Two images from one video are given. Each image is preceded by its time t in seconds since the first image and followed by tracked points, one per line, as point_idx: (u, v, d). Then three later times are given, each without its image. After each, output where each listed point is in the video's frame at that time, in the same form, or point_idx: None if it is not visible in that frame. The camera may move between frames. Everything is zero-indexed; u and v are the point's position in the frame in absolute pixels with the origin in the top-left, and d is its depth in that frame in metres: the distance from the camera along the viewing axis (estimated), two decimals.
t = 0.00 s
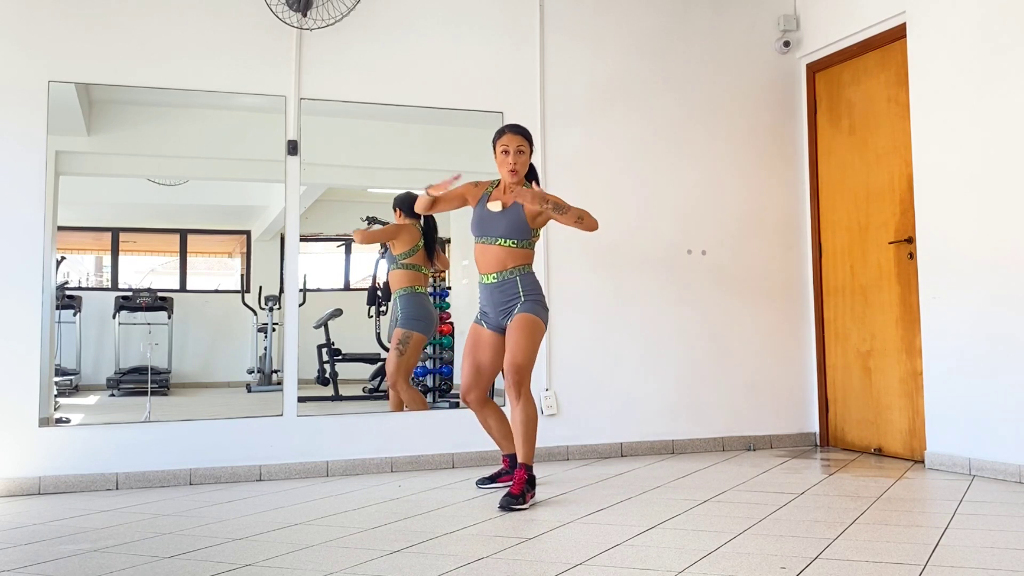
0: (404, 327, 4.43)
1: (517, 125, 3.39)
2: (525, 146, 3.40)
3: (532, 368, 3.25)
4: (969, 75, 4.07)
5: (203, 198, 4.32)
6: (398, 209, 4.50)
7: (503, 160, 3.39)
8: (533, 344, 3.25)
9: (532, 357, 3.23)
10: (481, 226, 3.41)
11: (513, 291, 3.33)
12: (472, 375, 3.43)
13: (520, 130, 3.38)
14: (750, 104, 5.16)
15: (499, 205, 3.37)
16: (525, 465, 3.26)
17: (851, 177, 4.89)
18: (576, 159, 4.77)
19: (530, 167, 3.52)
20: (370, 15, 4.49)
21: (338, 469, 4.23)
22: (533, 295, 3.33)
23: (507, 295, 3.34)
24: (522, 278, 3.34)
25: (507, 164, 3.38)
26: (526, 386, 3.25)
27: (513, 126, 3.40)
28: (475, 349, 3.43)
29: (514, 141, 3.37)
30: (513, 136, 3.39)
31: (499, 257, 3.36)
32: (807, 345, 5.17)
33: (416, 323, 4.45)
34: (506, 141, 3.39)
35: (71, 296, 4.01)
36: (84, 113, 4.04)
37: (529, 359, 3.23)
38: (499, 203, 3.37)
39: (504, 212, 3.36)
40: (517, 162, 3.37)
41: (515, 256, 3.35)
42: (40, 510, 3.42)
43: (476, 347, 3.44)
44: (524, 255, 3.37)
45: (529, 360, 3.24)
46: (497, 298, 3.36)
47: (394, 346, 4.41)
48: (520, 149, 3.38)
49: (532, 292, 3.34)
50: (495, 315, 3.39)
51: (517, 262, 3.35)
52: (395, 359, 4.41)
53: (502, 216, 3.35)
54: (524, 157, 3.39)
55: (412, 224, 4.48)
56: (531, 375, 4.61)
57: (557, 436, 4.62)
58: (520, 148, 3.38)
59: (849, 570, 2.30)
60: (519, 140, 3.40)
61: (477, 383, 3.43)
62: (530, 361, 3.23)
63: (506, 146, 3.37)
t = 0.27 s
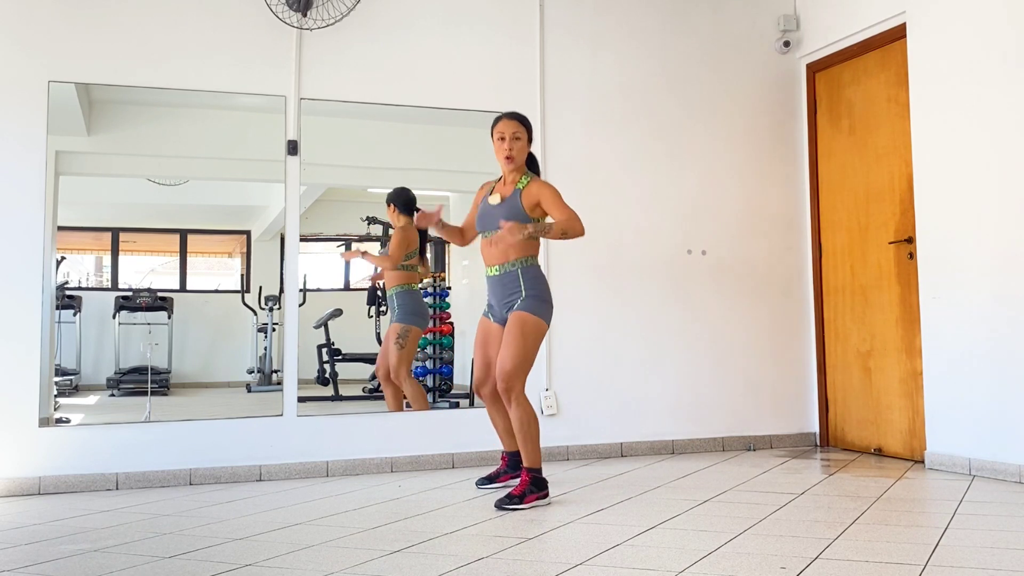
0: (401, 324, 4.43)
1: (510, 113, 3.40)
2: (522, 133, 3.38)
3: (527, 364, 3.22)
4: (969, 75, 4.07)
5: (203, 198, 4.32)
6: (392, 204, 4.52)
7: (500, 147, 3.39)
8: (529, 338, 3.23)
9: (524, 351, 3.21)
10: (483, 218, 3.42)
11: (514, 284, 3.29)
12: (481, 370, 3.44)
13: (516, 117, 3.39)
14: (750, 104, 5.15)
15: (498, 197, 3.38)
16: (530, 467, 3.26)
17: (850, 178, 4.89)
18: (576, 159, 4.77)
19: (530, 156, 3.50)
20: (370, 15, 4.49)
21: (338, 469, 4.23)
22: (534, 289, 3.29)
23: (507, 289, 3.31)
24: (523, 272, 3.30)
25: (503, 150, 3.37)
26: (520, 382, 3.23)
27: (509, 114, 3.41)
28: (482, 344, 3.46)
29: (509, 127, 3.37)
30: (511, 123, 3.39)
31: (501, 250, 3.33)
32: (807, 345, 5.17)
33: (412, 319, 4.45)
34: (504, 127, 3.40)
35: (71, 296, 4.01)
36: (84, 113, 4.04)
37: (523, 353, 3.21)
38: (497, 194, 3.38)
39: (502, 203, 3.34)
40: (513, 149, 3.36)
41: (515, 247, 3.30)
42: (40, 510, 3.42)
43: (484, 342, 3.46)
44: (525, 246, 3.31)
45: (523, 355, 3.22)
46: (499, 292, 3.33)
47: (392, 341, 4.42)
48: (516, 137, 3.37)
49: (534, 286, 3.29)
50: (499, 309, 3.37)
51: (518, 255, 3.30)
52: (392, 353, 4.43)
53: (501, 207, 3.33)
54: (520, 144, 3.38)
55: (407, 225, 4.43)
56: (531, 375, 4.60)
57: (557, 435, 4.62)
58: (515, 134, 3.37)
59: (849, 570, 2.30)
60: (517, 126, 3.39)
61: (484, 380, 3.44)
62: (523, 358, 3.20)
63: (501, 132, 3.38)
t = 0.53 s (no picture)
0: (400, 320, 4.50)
1: (503, 98, 3.37)
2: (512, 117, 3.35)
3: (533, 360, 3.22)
4: (969, 74, 4.07)
5: (203, 197, 4.31)
6: (383, 200, 4.51)
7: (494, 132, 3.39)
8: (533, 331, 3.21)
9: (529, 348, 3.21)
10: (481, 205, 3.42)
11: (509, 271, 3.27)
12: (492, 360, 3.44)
13: (508, 101, 3.36)
14: (750, 104, 5.15)
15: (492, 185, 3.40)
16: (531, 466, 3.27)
17: (851, 177, 4.89)
18: (576, 159, 4.77)
19: (528, 140, 3.46)
20: (370, 15, 4.49)
21: (338, 469, 4.23)
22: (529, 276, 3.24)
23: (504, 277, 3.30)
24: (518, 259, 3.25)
25: (494, 136, 3.36)
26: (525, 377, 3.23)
27: (504, 98, 3.38)
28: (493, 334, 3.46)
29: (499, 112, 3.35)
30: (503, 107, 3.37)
31: (495, 239, 3.34)
32: (807, 345, 5.17)
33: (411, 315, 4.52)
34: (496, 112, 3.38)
35: (71, 296, 4.01)
36: (84, 113, 4.04)
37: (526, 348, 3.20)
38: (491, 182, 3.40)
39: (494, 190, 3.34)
40: (504, 134, 3.33)
41: (507, 235, 3.29)
42: (40, 510, 3.42)
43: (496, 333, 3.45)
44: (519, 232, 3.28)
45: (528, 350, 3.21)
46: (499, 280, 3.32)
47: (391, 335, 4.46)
48: (507, 122, 3.34)
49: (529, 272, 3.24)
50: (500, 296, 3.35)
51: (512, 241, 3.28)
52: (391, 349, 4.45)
53: (492, 195, 3.33)
54: (511, 128, 3.35)
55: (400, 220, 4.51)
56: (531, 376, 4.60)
57: (557, 435, 4.62)
58: (506, 119, 3.34)
59: (849, 570, 2.30)
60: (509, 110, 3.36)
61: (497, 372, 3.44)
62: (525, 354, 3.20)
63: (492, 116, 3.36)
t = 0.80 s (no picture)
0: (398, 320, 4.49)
1: (500, 97, 3.36)
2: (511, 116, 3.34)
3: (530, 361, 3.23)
4: (968, 74, 4.07)
5: (203, 198, 4.31)
6: (380, 200, 4.50)
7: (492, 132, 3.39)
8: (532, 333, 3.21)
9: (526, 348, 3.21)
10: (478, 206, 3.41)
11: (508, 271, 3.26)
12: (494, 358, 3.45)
13: (505, 100, 3.35)
14: (750, 104, 5.16)
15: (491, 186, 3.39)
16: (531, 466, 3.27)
17: (851, 178, 4.89)
18: (576, 160, 4.77)
19: (526, 139, 3.45)
20: (371, 15, 4.49)
21: (338, 469, 4.23)
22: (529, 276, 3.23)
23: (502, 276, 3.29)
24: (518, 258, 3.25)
25: (492, 136, 3.35)
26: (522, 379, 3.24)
27: (501, 98, 3.37)
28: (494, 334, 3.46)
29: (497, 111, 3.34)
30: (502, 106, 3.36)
31: (495, 239, 3.33)
32: (807, 345, 5.17)
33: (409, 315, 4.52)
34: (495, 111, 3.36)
35: (71, 297, 4.00)
36: (84, 113, 4.04)
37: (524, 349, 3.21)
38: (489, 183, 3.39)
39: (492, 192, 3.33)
40: (503, 134, 3.33)
41: (507, 235, 3.29)
42: (40, 510, 3.42)
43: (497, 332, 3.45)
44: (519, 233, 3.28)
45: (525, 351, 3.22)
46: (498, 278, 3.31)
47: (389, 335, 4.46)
48: (506, 121, 3.34)
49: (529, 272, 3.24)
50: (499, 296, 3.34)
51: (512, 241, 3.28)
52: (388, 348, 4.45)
53: (490, 195, 3.32)
54: (510, 128, 3.34)
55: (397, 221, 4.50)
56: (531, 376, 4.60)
57: (557, 436, 4.62)
58: (504, 119, 3.33)
59: (850, 569, 2.30)
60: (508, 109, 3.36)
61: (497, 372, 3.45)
62: (521, 354, 3.21)
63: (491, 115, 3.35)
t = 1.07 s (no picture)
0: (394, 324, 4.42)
1: (506, 103, 3.35)
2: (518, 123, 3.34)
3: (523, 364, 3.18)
4: (968, 74, 4.08)
5: (204, 197, 4.31)
6: (381, 205, 4.49)
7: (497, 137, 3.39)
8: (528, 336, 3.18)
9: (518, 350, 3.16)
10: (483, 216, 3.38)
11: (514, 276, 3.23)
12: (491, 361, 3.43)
13: (513, 107, 3.35)
14: (750, 104, 5.16)
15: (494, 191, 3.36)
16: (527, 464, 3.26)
17: (850, 178, 4.89)
18: (576, 160, 4.77)
19: (530, 147, 3.46)
20: (371, 15, 4.49)
21: (338, 469, 4.23)
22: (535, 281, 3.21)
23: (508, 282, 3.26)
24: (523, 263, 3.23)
25: (500, 142, 3.34)
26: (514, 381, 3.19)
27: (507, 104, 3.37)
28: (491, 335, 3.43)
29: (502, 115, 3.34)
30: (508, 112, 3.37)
31: (501, 245, 3.28)
32: (807, 345, 5.17)
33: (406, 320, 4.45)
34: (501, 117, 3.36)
35: (71, 296, 4.00)
36: (84, 113, 4.04)
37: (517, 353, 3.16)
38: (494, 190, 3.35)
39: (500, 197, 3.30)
40: (511, 139, 3.33)
41: (516, 242, 3.25)
42: (39, 510, 3.42)
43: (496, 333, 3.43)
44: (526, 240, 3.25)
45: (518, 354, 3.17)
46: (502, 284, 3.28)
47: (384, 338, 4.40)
48: (512, 127, 3.33)
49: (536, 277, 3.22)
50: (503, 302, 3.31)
51: (519, 247, 3.24)
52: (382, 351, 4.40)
53: (497, 202, 3.29)
54: (517, 134, 3.34)
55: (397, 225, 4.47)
56: (531, 376, 4.61)
57: (557, 436, 4.62)
58: (512, 125, 3.33)
59: (850, 570, 2.30)
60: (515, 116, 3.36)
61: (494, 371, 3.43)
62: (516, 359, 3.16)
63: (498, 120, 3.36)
